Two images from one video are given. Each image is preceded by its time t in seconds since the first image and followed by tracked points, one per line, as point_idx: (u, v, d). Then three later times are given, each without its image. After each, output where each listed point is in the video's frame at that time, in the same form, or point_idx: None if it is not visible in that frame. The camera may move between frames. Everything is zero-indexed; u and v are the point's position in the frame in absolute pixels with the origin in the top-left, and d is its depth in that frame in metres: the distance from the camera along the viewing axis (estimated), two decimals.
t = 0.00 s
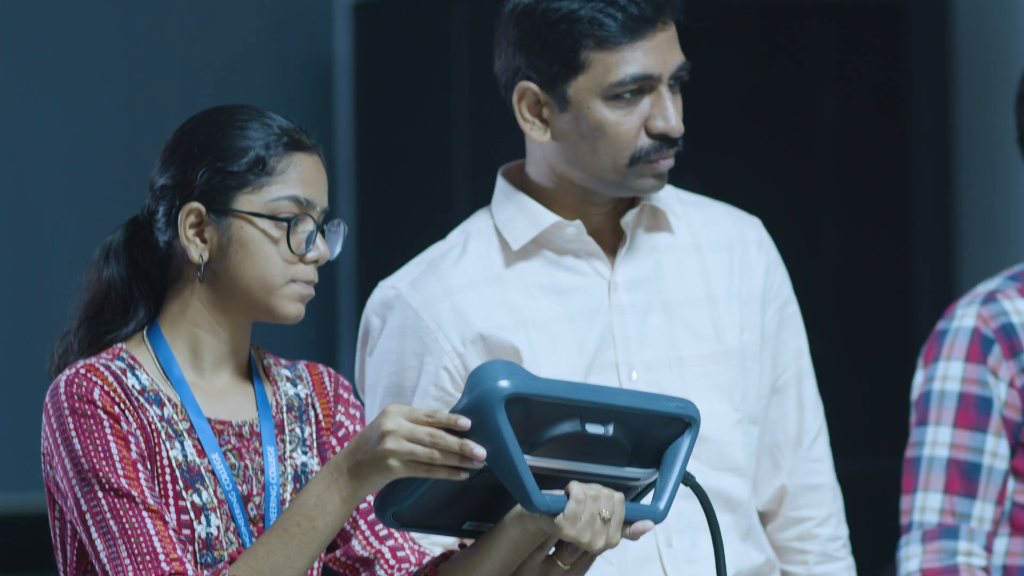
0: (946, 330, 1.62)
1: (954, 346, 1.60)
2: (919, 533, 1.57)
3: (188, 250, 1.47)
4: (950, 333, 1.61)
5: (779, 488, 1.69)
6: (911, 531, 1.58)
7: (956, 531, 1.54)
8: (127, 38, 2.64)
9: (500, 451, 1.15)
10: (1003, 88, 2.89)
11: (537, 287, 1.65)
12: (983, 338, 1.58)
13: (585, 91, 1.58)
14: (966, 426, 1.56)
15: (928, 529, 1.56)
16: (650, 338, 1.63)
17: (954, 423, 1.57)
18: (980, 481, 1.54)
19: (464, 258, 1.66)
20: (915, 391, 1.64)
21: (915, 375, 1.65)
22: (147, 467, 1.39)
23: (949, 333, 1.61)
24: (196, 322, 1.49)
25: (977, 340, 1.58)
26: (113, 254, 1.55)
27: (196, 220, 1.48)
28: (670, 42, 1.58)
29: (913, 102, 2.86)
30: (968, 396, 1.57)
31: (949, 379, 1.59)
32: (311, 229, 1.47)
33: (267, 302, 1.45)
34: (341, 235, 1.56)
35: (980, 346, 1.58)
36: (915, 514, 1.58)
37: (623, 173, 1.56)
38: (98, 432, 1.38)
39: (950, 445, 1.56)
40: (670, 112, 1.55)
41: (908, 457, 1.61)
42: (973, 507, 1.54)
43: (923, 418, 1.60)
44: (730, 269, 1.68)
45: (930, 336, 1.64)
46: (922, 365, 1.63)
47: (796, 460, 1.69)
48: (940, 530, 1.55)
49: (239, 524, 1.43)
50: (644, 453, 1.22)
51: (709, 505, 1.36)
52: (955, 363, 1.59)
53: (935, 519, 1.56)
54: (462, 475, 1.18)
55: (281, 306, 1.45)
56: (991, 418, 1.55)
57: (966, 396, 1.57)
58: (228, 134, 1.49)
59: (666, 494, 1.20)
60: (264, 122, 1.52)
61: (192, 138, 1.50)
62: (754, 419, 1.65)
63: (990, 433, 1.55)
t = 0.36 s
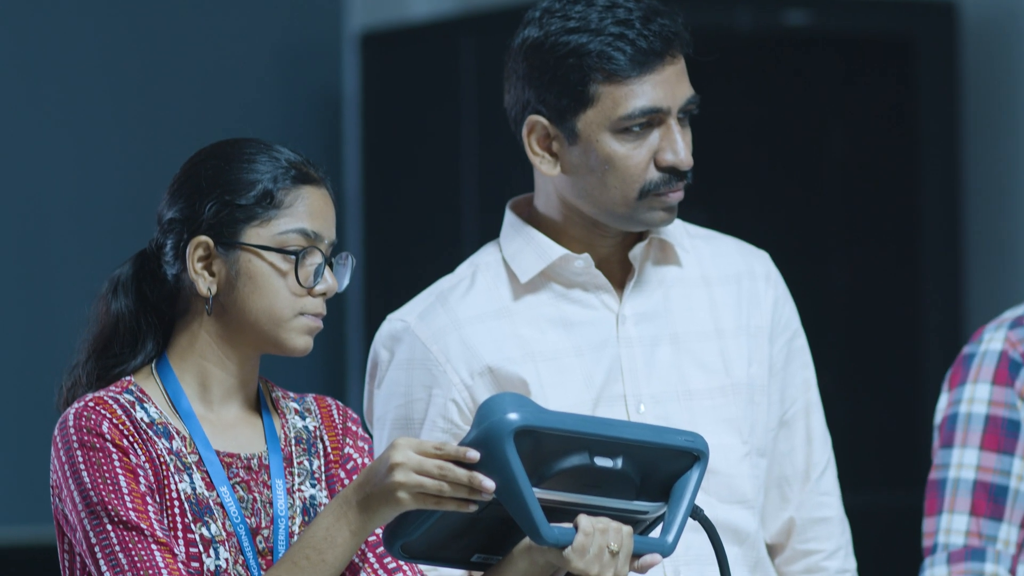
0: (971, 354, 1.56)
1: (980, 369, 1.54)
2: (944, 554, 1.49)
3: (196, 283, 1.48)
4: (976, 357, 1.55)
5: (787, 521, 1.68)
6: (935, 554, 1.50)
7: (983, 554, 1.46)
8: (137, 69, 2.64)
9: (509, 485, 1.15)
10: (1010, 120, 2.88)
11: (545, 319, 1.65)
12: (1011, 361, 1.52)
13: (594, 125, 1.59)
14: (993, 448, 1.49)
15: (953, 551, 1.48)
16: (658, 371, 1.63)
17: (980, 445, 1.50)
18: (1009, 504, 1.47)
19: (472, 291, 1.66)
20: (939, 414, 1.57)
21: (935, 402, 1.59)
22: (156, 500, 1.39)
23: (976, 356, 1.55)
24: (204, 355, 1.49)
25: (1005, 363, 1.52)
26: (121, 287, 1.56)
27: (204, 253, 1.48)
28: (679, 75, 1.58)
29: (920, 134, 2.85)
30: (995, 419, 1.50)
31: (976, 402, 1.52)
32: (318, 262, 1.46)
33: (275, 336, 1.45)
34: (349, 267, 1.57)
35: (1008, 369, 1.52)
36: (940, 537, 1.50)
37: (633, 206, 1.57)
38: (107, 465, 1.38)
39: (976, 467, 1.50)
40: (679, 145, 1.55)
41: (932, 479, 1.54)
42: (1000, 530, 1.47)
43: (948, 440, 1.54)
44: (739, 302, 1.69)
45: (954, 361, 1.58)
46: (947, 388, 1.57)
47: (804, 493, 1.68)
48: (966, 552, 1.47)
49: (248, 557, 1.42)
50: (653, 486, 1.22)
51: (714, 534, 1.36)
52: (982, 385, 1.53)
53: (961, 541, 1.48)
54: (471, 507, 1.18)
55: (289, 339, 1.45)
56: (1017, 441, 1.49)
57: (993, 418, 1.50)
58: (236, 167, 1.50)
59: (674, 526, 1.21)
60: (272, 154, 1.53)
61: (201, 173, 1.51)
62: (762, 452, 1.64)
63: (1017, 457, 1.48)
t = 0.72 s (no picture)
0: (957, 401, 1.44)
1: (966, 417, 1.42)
2: None
3: (205, 322, 1.48)
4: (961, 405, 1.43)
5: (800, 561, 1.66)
6: None
7: None
8: (148, 112, 2.66)
9: (519, 522, 1.15)
10: (1016, 158, 2.89)
11: (557, 357, 1.65)
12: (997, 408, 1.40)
13: (606, 163, 1.59)
14: (982, 501, 1.38)
15: None
16: (669, 410, 1.63)
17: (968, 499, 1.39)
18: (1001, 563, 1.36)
19: (484, 328, 1.66)
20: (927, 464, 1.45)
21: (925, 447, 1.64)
22: (166, 537, 1.39)
23: (961, 404, 1.43)
24: (213, 395, 1.49)
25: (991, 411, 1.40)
26: (131, 326, 1.56)
27: (212, 292, 1.48)
28: (692, 114, 1.59)
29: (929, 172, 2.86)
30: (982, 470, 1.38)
31: (963, 452, 1.40)
32: (327, 301, 1.47)
33: (283, 376, 1.45)
34: (359, 306, 1.57)
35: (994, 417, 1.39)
36: None
37: (643, 245, 1.58)
38: (117, 502, 1.37)
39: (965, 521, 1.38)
40: (691, 184, 1.56)
41: (922, 532, 1.42)
42: None
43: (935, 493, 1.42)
44: (750, 341, 1.69)
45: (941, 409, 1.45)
46: (933, 438, 1.45)
47: (817, 533, 1.66)
48: None
49: None
50: (663, 524, 1.22)
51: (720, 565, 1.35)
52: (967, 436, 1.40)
53: None
54: (482, 544, 1.18)
55: (298, 378, 1.45)
56: (1006, 492, 1.37)
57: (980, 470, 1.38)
58: (246, 207, 1.50)
59: (684, 562, 1.19)
60: (281, 195, 1.53)
61: (211, 212, 1.51)
62: (773, 492, 1.63)
63: (1006, 508, 1.37)
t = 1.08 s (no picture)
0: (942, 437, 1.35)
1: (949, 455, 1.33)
2: None
3: (213, 347, 1.48)
4: (946, 442, 1.34)
5: None
6: None
7: None
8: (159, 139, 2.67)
9: (528, 546, 1.14)
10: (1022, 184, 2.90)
11: (567, 382, 1.64)
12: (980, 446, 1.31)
13: (616, 189, 1.60)
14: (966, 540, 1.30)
15: None
16: (678, 435, 1.63)
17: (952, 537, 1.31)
18: None
19: (494, 353, 1.66)
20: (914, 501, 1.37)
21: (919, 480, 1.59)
22: (174, 562, 1.39)
23: (945, 441, 1.34)
24: (222, 420, 1.49)
25: (973, 448, 1.31)
26: (137, 351, 1.55)
27: (221, 318, 1.48)
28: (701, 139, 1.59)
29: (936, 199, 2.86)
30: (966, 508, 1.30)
31: (947, 490, 1.32)
32: (335, 328, 1.47)
33: (291, 402, 1.45)
34: (366, 332, 1.56)
35: (978, 455, 1.31)
36: None
37: (653, 269, 1.58)
38: (125, 527, 1.37)
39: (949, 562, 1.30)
40: (701, 210, 1.57)
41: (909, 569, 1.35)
42: None
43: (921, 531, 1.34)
44: (760, 367, 1.69)
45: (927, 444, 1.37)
46: (919, 473, 1.36)
47: (825, 559, 1.66)
48: None
49: None
50: (672, 548, 1.22)
51: None
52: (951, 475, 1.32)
53: None
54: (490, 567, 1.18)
55: (305, 405, 1.45)
56: (990, 529, 1.29)
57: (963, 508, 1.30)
58: (254, 233, 1.51)
59: None
60: (289, 221, 1.53)
61: (219, 237, 1.51)
62: (781, 518, 1.63)
63: (991, 546, 1.29)
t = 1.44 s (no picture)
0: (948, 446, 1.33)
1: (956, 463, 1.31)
2: None
3: (215, 353, 1.47)
4: (953, 451, 1.32)
5: None
6: None
7: None
8: (161, 144, 2.67)
9: (529, 550, 1.14)
10: None
11: (573, 388, 1.64)
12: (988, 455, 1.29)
13: (621, 196, 1.60)
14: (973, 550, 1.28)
15: None
16: (684, 441, 1.62)
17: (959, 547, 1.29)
18: None
19: (500, 358, 1.66)
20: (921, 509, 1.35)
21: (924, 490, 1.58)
22: (177, 568, 1.38)
23: (952, 450, 1.32)
24: (225, 426, 1.48)
25: (982, 457, 1.29)
26: (141, 357, 1.55)
27: (223, 324, 1.48)
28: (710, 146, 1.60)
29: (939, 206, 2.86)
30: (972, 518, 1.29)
31: (954, 499, 1.30)
32: (336, 335, 1.47)
33: (293, 408, 1.45)
34: (370, 339, 1.56)
35: (985, 465, 1.29)
36: None
37: (658, 277, 1.58)
38: (128, 533, 1.37)
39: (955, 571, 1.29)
40: (706, 218, 1.56)
41: None
42: None
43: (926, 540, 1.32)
44: (767, 374, 1.68)
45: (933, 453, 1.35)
46: (925, 480, 1.34)
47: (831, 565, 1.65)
48: None
49: None
50: (676, 553, 1.21)
51: None
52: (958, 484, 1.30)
53: None
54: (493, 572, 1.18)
55: (308, 412, 1.45)
56: (996, 538, 1.28)
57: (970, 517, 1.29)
58: (257, 239, 1.50)
59: None
60: (292, 227, 1.53)
61: (222, 243, 1.51)
62: (787, 524, 1.63)
63: (998, 556, 1.27)
